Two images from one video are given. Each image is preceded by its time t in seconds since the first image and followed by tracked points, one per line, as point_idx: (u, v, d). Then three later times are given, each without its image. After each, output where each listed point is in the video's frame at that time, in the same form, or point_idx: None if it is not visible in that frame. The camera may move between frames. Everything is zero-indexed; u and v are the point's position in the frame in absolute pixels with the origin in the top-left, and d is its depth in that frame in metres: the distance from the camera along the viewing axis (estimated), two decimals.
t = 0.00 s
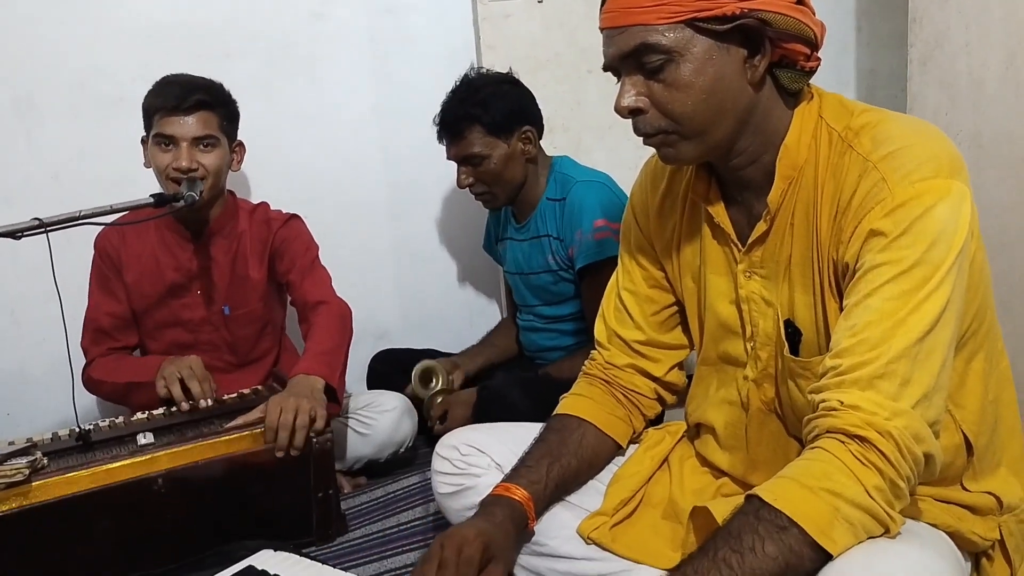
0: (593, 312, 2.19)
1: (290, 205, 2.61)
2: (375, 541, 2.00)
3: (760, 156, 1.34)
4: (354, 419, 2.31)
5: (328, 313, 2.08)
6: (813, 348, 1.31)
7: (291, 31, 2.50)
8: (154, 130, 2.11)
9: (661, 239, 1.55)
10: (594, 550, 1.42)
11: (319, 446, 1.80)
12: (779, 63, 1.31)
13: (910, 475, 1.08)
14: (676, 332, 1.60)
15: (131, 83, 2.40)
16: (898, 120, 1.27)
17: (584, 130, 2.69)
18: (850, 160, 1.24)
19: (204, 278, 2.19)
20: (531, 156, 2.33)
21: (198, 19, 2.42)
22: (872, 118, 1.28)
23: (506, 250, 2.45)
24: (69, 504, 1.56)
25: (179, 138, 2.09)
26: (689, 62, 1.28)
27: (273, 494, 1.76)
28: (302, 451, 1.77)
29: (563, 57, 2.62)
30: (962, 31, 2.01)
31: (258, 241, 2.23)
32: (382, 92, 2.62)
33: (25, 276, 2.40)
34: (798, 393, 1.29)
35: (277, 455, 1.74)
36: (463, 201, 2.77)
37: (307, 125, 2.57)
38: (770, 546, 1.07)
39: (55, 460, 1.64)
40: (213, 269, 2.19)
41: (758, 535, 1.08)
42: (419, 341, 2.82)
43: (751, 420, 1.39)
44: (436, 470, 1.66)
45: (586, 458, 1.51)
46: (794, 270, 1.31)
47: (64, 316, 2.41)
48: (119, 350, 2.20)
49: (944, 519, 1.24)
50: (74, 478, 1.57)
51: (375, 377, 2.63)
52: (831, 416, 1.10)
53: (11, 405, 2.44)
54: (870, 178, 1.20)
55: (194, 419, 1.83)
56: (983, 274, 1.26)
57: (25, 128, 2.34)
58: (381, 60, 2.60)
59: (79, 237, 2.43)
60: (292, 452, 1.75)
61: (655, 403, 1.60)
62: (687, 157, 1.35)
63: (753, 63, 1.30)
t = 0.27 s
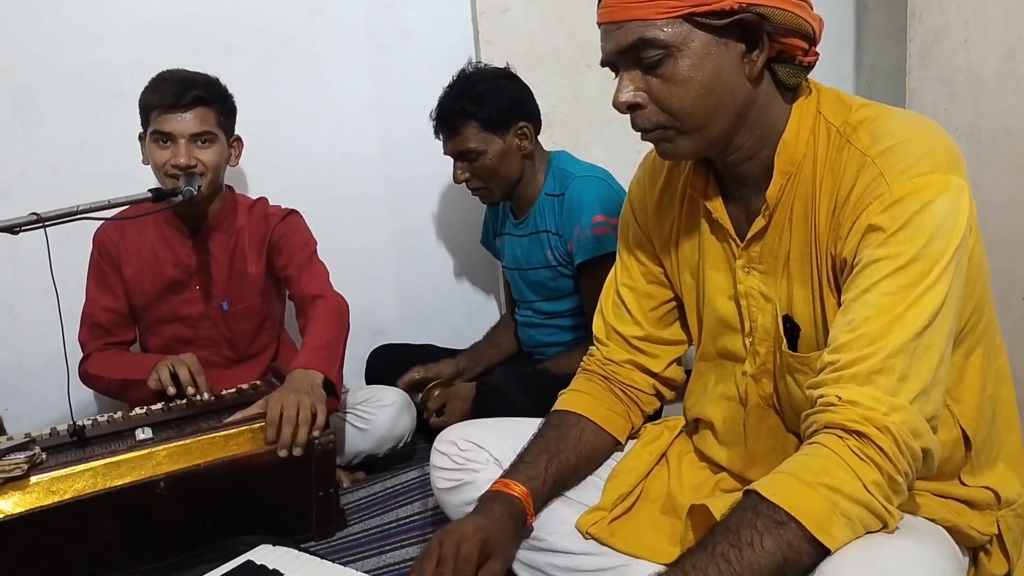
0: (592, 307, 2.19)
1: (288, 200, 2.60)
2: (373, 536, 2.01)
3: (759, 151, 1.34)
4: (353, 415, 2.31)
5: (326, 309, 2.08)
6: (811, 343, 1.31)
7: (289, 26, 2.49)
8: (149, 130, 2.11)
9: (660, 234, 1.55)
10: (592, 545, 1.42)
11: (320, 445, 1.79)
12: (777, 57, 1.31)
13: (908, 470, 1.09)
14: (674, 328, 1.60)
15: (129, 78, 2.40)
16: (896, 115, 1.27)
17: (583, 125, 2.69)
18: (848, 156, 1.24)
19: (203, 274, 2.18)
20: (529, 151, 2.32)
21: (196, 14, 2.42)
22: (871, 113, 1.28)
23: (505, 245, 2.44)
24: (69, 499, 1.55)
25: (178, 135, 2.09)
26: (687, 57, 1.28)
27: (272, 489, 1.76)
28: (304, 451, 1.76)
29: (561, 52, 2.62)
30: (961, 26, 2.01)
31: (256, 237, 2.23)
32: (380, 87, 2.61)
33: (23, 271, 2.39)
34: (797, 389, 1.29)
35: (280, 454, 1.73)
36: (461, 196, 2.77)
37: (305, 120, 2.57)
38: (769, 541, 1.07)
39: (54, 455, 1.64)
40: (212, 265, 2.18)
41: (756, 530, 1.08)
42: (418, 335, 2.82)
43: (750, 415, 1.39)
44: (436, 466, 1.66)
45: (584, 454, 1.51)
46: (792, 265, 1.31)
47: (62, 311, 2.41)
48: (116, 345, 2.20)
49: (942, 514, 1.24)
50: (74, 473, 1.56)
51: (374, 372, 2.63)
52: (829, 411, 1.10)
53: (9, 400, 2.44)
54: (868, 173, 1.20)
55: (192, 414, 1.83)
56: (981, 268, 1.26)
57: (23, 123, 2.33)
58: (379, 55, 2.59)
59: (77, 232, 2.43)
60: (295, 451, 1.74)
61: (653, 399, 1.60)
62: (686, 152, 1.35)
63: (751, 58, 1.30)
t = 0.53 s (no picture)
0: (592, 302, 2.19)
1: (287, 195, 2.60)
2: (373, 530, 2.01)
3: (760, 146, 1.34)
4: (351, 409, 2.31)
5: (326, 304, 2.08)
6: (811, 338, 1.31)
7: (288, 21, 2.49)
8: (151, 121, 2.10)
9: (660, 229, 1.55)
10: (591, 539, 1.42)
11: (320, 441, 1.79)
12: (778, 52, 1.31)
13: (907, 464, 1.09)
14: (673, 322, 1.60)
15: (128, 73, 2.39)
16: (897, 110, 1.27)
17: (582, 120, 2.68)
18: (849, 151, 1.24)
19: (202, 268, 2.18)
20: (529, 146, 2.32)
21: (194, 9, 2.41)
22: (871, 108, 1.28)
23: (504, 240, 2.44)
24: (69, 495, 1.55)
25: (178, 129, 2.08)
26: (688, 53, 1.28)
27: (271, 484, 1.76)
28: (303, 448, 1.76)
29: (561, 46, 2.61)
30: (961, 20, 2.00)
31: (256, 232, 2.22)
32: (379, 82, 2.61)
33: (22, 266, 2.39)
34: (796, 383, 1.29)
35: (280, 450, 1.72)
36: (460, 191, 2.77)
37: (304, 115, 2.56)
38: (768, 536, 1.07)
39: (53, 450, 1.64)
40: (212, 259, 2.18)
41: (755, 525, 1.08)
42: (417, 331, 2.82)
43: (749, 410, 1.39)
44: (433, 460, 1.66)
45: (580, 449, 1.51)
46: (792, 260, 1.31)
47: (62, 305, 2.41)
48: (111, 338, 2.20)
49: (942, 509, 1.24)
50: (73, 468, 1.56)
51: (373, 367, 2.63)
52: (829, 406, 1.10)
53: (8, 395, 2.44)
54: (869, 168, 1.20)
55: (191, 409, 1.83)
56: (981, 263, 1.26)
57: (21, 118, 2.33)
58: (377, 50, 2.59)
59: (76, 227, 2.43)
60: (295, 448, 1.74)
61: (651, 393, 1.60)
62: (687, 148, 1.35)
63: (752, 53, 1.30)
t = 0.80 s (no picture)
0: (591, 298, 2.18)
1: (285, 191, 2.59)
2: (372, 526, 2.01)
3: (761, 142, 1.34)
4: (351, 405, 2.31)
5: (327, 299, 2.08)
6: (811, 334, 1.31)
7: (287, 16, 2.48)
8: (151, 113, 2.10)
9: (660, 225, 1.55)
10: (590, 534, 1.42)
11: (313, 425, 1.80)
12: (779, 47, 1.31)
13: (907, 460, 1.09)
14: (672, 317, 1.60)
15: (127, 68, 2.39)
16: (898, 106, 1.27)
17: (581, 115, 2.68)
18: (850, 146, 1.24)
19: (201, 262, 2.18)
20: (528, 141, 2.32)
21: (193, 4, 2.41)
22: (873, 103, 1.28)
23: (502, 235, 2.44)
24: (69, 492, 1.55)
25: (178, 122, 2.08)
26: (689, 50, 1.27)
27: (270, 479, 1.76)
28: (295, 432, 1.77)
29: (560, 42, 2.61)
30: (961, 16, 2.00)
31: (256, 226, 2.22)
32: (378, 78, 2.61)
33: (21, 262, 2.39)
34: (796, 379, 1.30)
35: (270, 433, 1.74)
36: (460, 186, 2.76)
37: (303, 110, 2.56)
38: (768, 532, 1.07)
39: (52, 446, 1.64)
40: (212, 254, 2.18)
41: (755, 521, 1.08)
42: (416, 326, 2.82)
43: (749, 405, 1.39)
44: (433, 456, 1.66)
45: (576, 443, 1.51)
46: (792, 255, 1.30)
47: (61, 301, 2.40)
48: (111, 334, 2.20)
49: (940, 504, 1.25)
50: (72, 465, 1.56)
51: (372, 363, 2.63)
52: (829, 402, 1.10)
53: (7, 391, 2.44)
54: (870, 164, 1.20)
55: (190, 404, 1.83)
56: (981, 260, 1.26)
57: (20, 113, 2.32)
58: (376, 46, 2.58)
59: (75, 222, 2.42)
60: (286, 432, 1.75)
61: (646, 385, 1.60)
62: (688, 145, 1.34)
63: (753, 48, 1.29)
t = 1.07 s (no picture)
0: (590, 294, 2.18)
1: (284, 187, 2.59)
2: (371, 523, 2.01)
3: (759, 139, 1.34)
4: (350, 402, 2.31)
5: (327, 297, 2.08)
6: (810, 331, 1.31)
7: (285, 12, 2.47)
8: (150, 110, 2.09)
9: (659, 221, 1.55)
10: (590, 531, 1.42)
11: (319, 437, 1.80)
12: (777, 45, 1.30)
13: (907, 457, 1.09)
14: (672, 314, 1.60)
15: (125, 64, 2.38)
16: (898, 102, 1.26)
17: (581, 111, 2.67)
18: (849, 143, 1.24)
19: (201, 259, 2.18)
20: (529, 138, 2.31)
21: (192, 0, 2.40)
22: (873, 100, 1.28)
23: (502, 232, 2.44)
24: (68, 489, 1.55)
25: (177, 119, 2.07)
26: (686, 47, 1.27)
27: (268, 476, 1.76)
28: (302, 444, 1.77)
29: (559, 38, 2.60)
30: (961, 12, 1.99)
31: (255, 222, 2.22)
32: (377, 74, 2.60)
33: (20, 259, 2.39)
34: (796, 376, 1.29)
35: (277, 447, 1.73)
36: (459, 183, 2.76)
37: (301, 107, 2.55)
38: (767, 528, 1.07)
39: (51, 442, 1.64)
40: (211, 250, 2.18)
41: (754, 517, 1.08)
42: (415, 323, 2.82)
43: (748, 402, 1.39)
44: (432, 452, 1.67)
45: (580, 439, 1.52)
46: (792, 252, 1.30)
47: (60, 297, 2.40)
48: (118, 331, 2.20)
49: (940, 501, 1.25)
50: (71, 461, 1.56)
51: (371, 359, 2.63)
52: (829, 399, 1.10)
53: (6, 387, 2.43)
54: (869, 160, 1.20)
55: (189, 401, 1.83)
56: (981, 256, 1.26)
57: (18, 109, 2.32)
58: (375, 42, 2.58)
59: (73, 219, 2.42)
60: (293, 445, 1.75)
61: (648, 382, 1.60)
62: (686, 141, 1.34)
63: (750, 46, 1.29)
